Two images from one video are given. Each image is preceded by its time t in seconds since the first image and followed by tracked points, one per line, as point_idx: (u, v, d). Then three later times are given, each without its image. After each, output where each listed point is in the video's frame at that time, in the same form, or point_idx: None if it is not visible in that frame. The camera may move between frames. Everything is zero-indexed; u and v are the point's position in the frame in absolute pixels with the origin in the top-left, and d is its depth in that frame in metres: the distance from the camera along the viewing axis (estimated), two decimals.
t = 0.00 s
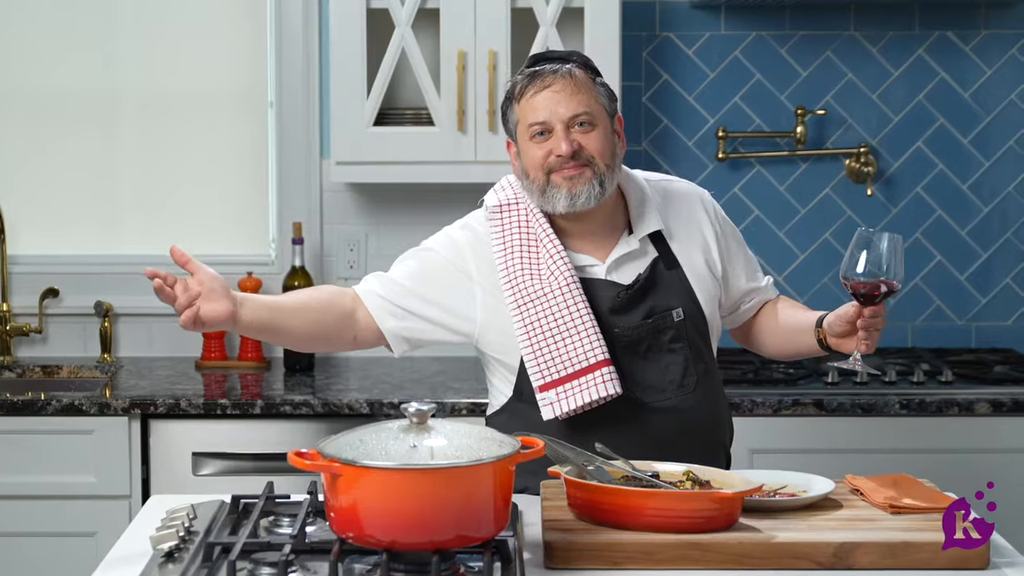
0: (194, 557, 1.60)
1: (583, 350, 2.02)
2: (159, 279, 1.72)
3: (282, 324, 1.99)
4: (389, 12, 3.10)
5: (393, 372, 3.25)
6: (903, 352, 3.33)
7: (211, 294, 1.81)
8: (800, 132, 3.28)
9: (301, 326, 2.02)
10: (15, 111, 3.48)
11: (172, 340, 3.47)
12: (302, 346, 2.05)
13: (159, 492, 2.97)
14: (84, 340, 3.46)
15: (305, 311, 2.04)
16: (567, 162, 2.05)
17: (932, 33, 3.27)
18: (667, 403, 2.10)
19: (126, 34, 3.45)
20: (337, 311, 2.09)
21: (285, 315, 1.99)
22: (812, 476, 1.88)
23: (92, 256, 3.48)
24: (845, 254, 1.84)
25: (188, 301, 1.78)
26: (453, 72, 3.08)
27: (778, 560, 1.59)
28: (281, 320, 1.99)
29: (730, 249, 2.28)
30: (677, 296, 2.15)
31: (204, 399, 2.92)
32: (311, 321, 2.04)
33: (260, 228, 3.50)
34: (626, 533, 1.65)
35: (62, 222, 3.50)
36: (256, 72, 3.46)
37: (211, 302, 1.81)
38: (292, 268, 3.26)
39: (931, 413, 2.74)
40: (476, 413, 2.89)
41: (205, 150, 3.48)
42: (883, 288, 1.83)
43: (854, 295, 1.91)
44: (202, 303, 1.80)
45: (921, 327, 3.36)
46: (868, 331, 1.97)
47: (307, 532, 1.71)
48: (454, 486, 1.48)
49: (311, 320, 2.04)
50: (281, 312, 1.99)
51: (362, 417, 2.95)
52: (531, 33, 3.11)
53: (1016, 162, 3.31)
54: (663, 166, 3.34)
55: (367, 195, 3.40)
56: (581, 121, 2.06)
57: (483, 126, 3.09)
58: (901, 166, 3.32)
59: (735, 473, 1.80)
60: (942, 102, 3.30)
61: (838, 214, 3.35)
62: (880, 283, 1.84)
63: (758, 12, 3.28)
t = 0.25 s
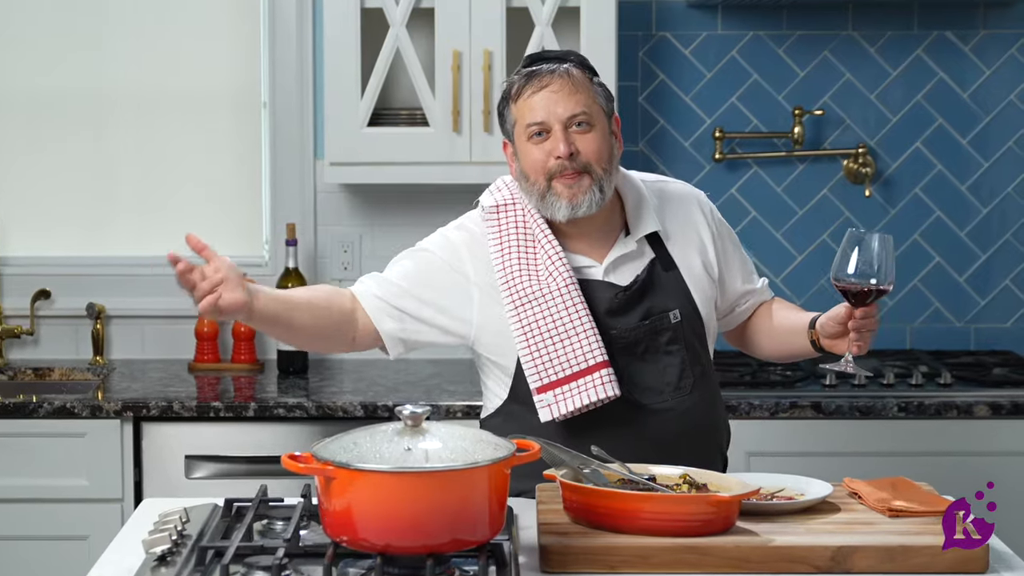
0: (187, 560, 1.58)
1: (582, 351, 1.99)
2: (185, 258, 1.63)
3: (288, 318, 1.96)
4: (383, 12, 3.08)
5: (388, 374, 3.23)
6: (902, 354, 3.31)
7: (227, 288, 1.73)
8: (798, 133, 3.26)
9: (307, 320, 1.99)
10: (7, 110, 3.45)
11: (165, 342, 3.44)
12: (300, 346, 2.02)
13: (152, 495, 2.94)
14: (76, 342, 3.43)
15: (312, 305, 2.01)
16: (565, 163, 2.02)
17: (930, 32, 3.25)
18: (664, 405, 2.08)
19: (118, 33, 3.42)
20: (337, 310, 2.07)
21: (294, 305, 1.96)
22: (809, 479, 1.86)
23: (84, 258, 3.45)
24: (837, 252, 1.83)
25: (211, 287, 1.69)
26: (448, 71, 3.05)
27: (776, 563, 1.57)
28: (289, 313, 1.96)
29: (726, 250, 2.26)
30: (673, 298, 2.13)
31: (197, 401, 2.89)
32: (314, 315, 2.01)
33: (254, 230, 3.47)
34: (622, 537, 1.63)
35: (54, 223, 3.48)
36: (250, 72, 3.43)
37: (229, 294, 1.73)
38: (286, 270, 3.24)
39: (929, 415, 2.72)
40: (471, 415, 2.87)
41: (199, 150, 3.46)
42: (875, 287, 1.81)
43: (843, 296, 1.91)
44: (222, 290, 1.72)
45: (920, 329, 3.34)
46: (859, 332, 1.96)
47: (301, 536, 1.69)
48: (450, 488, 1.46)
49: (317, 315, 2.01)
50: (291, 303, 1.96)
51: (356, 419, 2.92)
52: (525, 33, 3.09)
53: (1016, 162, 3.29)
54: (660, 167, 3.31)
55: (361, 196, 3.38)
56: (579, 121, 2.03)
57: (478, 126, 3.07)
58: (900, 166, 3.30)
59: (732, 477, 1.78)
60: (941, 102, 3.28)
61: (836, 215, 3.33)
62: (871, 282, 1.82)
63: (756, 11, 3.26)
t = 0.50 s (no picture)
0: (180, 564, 1.56)
1: (581, 352, 1.99)
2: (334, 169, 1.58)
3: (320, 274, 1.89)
4: (378, 11, 3.05)
5: (382, 376, 3.20)
6: (900, 356, 3.29)
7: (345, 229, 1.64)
8: (795, 133, 3.24)
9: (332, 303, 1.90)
10: None
11: (158, 344, 3.41)
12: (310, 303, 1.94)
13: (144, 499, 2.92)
14: (67, 345, 3.40)
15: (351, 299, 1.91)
16: (560, 163, 2.00)
17: (928, 32, 3.24)
18: (662, 407, 2.06)
19: (111, 33, 3.40)
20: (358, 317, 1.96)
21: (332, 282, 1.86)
22: (807, 483, 1.84)
23: (76, 259, 3.43)
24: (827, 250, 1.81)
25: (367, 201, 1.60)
26: (443, 71, 3.03)
27: (774, 568, 1.55)
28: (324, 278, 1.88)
29: (721, 251, 2.24)
30: (669, 298, 2.11)
31: (190, 404, 2.87)
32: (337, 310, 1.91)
33: (247, 231, 3.44)
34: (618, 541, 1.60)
35: (45, 225, 3.45)
36: (243, 72, 3.41)
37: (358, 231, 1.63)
38: (280, 271, 3.22)
39: (928, 418, 2.71)
40: (466, 418, 2.85)
41: (192, 150, 3.43)
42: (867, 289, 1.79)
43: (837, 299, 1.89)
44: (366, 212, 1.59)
45: (918, 331, 3.32)
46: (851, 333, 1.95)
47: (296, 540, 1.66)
48: (445, 491, 1.43)
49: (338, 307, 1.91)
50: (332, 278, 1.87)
51: (350, 422, 2.90)
52: (520, 33, 3.07)
53: (1015, 163, 3.27)
54: (656, 168, 3.29)
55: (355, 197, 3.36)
56: (574, 121, 2.01)
57: (473, 127, 3.04)
58: (899, 167, 3.28)
59: (729, 480, 1.77)
60: (939, 103, 3.26)
61: (833, 216, 3.31)
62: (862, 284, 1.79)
63: (753, 11, 3.24)
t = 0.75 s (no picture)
0: (173, 567, 1.53)
1: (581, 352, 1.99)
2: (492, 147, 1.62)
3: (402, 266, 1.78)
4: (372, 11, 3.03)
5: (376, 379, 3.18)
6: (898, 358, 3.27)
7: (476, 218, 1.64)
8: (793, 134, 3.22)
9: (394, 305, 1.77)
10: None
11: (151, 346, 3.38)
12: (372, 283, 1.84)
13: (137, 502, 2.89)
14: (59, 347, 3.37)
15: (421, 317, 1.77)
16: (553, 162, 1.96)
17: (927, 32, 3.22)
18: (658, 408, 2.04)
19: (103, 33, 3.37)
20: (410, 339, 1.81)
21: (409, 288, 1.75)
22: (805, 486, 1.82)
23: (69, 261, 3.40)
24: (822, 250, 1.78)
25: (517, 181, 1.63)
26: (438, 72, 3.01)
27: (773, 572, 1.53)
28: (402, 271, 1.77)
29: (712, 249, 2.22)
30: (664, 299, 2.09)
31: (183, 407, 2.84)
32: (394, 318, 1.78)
33: (240, 231, 3.42)
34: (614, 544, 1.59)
35: (38, 226, 3.43)
36: (236, 71, 3.38)
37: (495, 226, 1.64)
38: (273, 273, 3.20)
39: (926, 420, 2.69)
40: (461, 421, 2.82)
41: (184, 150, 3.41)
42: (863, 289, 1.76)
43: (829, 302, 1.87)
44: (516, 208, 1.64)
45: (916, 333, 3.31)
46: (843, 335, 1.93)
47: (290, 543, 1.64)
48: (442, 494, 1.41)
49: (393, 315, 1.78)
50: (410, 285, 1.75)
51: (344, 425, 2.87)
52: (515, 33, 3.05)
53: (1014, 164, 3.25)
54: (652, 168, 3.28)
55: (349, 198, 3.33)
56: (566, 121, 1.98)
57: (468, 127, 3.02)
58: (897, 168, 3.27)
59: (725, 483, 1.75)
60: (937, 103, 3.24)
61: (830, 217, 3.29)
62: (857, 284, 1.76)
63: (750, 10, 3.22)
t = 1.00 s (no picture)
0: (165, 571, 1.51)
1: (586, 354, 1.95)
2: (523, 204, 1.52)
3: (440, 261, 1.75)
4: (366, 11, 3.01)
5: (370, 381, 3.15)
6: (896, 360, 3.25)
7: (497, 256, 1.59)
8: (790, 134, 3.20)
9: (434, 298, 1.76)
10: None
11: (143, 349, 3.36)
12: (414, 268, 1.83)
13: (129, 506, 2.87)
14: (52, 349, 3.35)
15: (462, 310, 1.75)
16: (553, 161, 1.93)
17: (925, 32, 3.20)
18: (657, 410, 2.02)
19: (96, 32, 3.35)
20: (452, 326, 1.81)
21: (448, 284, 1.72)
22: (802, 490, 1.80)
23: (61, 262, 3.38)
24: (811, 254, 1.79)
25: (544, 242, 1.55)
26: (432, 72, 2.99)
27: None
28: (439, 270, 1.74)
29: (704, 248, 2.20)
30: (661, 299, 2.07)
31: (175, 409, 2.82)
32: (435, 311, 1.77)
33: (234, 233, 3.39)
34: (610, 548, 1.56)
35: (30, 227, 3.40)
36: (230, 71, 3.35)
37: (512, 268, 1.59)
38: (267, 274, 3.17)
39: (925, 423, 2.67)
40: (455, 424, 2.80)
41: (177, 151, 3.38)
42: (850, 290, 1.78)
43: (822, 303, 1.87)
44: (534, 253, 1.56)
45: (915, 335, 3.29)
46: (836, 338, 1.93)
47: (283, 547, 1.63)
48: (438, 497, 1.39)
49: (435, 308, 1.77)
50: (448, 280, 1.72)
51: (337, 428, 2.85)
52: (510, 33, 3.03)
53: (1014, 165, 3.23)
54: (648, 170, 3.26)
55: (343, 199, 3.31)
56: (559, 119, 1.94)
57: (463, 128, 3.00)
58: (895, 168, 3.25)
59: (722, 486, 1.73)
60: (935, 103, 3.22)
61: (828, 218, 3.27)
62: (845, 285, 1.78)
63: (747, 10, 3.20)
